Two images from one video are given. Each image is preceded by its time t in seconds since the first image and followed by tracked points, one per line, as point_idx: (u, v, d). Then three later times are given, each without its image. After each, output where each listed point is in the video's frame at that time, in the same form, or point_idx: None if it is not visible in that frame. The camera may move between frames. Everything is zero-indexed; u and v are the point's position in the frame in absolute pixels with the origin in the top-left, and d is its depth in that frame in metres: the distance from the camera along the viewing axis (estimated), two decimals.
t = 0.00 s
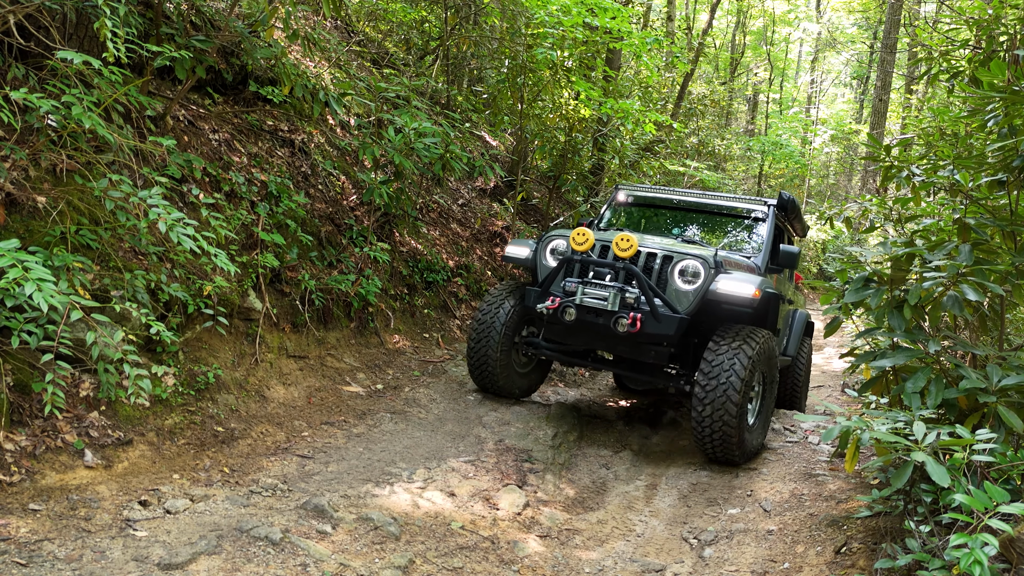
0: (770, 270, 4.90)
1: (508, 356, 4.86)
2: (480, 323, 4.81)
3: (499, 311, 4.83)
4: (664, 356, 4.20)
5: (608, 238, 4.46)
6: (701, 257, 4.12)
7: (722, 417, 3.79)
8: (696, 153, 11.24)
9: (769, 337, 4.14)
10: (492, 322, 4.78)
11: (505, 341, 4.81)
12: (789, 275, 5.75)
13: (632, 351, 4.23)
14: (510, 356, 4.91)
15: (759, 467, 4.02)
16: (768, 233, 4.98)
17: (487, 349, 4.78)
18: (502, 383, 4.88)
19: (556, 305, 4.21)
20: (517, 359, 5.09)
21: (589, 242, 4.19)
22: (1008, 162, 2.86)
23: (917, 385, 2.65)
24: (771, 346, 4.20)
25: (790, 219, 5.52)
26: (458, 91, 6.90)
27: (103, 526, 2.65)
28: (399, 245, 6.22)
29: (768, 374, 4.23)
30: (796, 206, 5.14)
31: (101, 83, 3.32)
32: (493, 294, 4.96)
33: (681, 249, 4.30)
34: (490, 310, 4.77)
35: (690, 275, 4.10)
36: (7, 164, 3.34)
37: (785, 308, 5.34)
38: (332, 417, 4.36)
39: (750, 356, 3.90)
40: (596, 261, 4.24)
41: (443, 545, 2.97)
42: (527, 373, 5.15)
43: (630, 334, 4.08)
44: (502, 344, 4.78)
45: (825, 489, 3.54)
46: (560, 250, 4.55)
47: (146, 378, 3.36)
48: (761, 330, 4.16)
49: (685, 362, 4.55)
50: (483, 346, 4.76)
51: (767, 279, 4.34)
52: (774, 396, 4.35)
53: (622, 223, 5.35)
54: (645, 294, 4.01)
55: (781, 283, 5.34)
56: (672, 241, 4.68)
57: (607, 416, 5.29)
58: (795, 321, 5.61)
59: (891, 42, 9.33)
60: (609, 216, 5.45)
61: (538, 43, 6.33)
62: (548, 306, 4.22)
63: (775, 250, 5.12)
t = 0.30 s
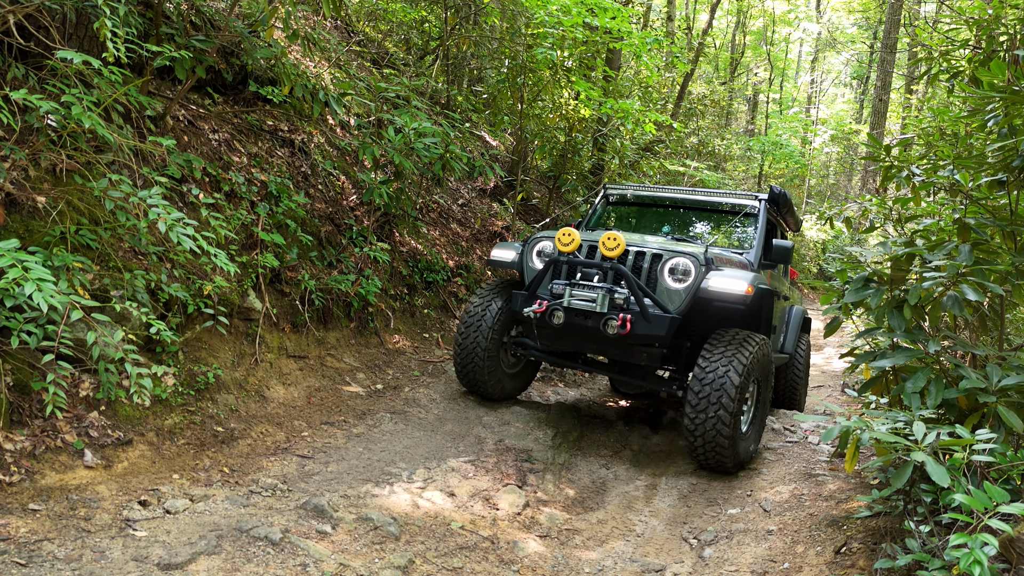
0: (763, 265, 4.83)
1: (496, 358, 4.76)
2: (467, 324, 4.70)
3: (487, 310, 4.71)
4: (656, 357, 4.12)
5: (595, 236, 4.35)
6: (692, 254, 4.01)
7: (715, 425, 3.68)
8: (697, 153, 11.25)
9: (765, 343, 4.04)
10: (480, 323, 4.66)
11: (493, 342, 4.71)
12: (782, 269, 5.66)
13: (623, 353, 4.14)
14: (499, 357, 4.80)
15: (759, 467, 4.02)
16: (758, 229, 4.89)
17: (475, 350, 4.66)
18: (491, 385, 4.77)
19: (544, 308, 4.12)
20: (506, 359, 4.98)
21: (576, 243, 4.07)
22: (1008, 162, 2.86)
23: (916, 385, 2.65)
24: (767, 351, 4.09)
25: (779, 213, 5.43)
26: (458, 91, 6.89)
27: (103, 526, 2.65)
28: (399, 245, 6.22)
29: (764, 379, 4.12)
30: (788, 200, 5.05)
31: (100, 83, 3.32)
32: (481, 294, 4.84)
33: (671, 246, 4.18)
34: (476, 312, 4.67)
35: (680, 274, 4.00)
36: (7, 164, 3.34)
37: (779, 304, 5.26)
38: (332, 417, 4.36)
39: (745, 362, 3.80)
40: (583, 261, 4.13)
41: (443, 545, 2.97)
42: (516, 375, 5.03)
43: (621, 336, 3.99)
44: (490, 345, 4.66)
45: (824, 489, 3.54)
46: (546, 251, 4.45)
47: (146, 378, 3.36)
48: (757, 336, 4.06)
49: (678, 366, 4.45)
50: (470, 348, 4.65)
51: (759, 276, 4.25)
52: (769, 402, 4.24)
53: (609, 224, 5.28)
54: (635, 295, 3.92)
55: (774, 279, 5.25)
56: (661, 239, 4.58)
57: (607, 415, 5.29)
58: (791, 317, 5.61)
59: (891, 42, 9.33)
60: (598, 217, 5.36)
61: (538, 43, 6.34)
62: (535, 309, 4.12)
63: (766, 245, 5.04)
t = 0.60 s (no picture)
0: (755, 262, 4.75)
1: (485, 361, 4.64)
2: (454, 327, 4.57)
3: (474, 312, 4.59)
4: (647, 359, 4.02)
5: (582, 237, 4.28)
6: (682, 253, 3.95)
7: (707, 433, 3.60)
8: (697, 153, 11.25)
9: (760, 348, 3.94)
10: (467, 325, 4.54)
11: (480, 345, 4.59)
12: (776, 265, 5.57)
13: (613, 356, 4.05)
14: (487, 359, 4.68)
15: (759, 467, 4.03)
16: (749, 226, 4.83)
17: (462, 354, 4.54)
18: (479, 389, 4.64)
19: (532, 310, 4.03)
20: (494, 360, 4.85)
21: (562, 245, 3.98)
22: (1008, 162, 2.86)
23: (916, 385, 2.65)
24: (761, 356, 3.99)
25: (771, 209, 5.35)
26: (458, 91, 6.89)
27: (102, 526, 2.65)
28: (399, 245, 6.22)
29: (758, 385, 4.03)
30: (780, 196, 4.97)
31: (100, 82, 3.32)
32: (468, 295, 4.71)
33: (660, 245, 4.11)
34: (463, 314, 4.56)
35: (670, 273, 3.93)
36: (7, 164, 3.34)
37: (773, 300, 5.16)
38: (332, 417, 4.36)
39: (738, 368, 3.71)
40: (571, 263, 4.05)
41: (442, 545, 2.97)
42: (504, 377, 4.89)
43: (611, 338, 3.90)
44: (478, 348, 4.54)
45: (824, 489, 3.54)
46: (534, 253, 4.40)
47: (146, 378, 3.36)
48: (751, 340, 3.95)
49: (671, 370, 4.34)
50: (458, 350, 4.53)
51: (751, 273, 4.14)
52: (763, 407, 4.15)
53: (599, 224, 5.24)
54: (624, 296, 3.84)
55: (768, 276, 5.18)
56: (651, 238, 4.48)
57: (607, 415, 5.28)
58: (787, 314, 5.55)
59: (892, 42, 9.33)
60: (588, 215, 5.34)
61: (538, 43, 6.35)
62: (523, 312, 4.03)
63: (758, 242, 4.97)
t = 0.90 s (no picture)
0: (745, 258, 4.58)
1: (465, 366, 4.47)
2: (433, 331, 4.43)
3: (453, 317, 4.43)
4: (632, 363, 3.80)
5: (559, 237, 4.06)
6: (665, 251, 3.73)
7: (695, 442, 3.43)
8: (697, 153, 11.26)
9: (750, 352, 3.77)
10: (447, 330, 4.39)
11: (460, 350, 4.41)
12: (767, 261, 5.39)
13: (596, 362, 3.83)
14: (468, 364, 4.52)
15: (759, 467, 4.03)
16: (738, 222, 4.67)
17: (442, 359, 4.38)
18: (460, 396, 4.50)
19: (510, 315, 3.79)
20: (476, 366, 4.70)
21: (540, 245, 3.74)
22: (1008, 162, 2.86)
23: (915, 385, 2.64)
24: (752, 360, 3.82)
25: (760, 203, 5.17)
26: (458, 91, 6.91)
27: (101, 527, 2.65)
28: (399, 245, 6.22)
29: (749, 390, 3.85)
30: (769, 188, 4.78)
31: (99, 82, 3.33)
32: (447, 298, 4.56)
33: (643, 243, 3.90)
34: (442, 318, 4.40)
35: (654, 272, 3.71)
36: (6, 164, 3.33)
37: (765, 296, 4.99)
38: (331, 417, 4.36)
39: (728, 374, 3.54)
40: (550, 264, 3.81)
41: (441, 545, 2.97)
42: (486, 384, 4.75)
43: (593, 342, 3.67)
44: (458, 353, 4.39)
45: (824, 489, 3.54)
46: (512, 255, 4.18)
47: (145, 378, 3.36)
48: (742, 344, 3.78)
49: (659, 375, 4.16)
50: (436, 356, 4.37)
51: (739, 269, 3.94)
52: (754, 413, 3.98)
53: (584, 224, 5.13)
54: (606, 298, 3.61)
55: (759, 272, 5.01)
56: (636, 237, 4.28)
57: (606, 415, 5.27)
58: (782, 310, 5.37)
59: (892, 42, 9.33)
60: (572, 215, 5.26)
61: (538, 43, 6.39)
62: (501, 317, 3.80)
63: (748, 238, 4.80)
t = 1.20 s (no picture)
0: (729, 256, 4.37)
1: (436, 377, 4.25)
2: (403, 339, 4.23)
3: (424, 325, 4.23)
4: (609, 373, 3.58)
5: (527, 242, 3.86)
6: (641, 252, 3.53)
7: (678, 452, 3.26)
8: (697, 153, 11.27)
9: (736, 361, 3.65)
10: (417, 338, 4.19)
11: (430, 360, 4.20)
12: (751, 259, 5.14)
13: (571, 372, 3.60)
14: (440, 373, 4.31)
15: (759, 467, 4.03)
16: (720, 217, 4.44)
17: (412, 368, 4.18)
18: (433, 406, 4.30)
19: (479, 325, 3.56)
20: (448, 375, 4.49)
21: (507, 250, 3.51)
22: (1008, 162, 2.86)
23: (915, 385, 2.64)
24: (737, 370, 3.69)
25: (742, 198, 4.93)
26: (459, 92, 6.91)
27: (100, 527, 2.65)
28: (399, 245, 6.22)
29: (733, 403, 3.69)
30: (750, 181, 4.53)
31: (99, 82, 3.32)
32: (418, 305, 4.37)
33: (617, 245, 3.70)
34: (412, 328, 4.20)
35: (630, 275, 3.51)
36: (6, 164, 3.33)
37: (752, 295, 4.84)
38: (330, 417, 4.36)
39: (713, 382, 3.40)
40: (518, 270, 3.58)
41: (441, 545, 2.97)
42: (458, 395, 4.54)
43: (567, 352, 3.44)
44: (429, 362, 4.19)
45: (823, 489, 3.54)
46: (480, 261, 3.97)
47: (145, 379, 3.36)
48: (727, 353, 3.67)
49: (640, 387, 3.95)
50: (406, 367, 4.16)
51: (720, 268, 3.73)
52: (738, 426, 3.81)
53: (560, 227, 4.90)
54: (579, 304, 3.38)
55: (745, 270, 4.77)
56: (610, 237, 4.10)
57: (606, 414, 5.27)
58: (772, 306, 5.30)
59: (892, 42, 9.33)
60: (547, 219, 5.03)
61: (538, 43, 6.39)
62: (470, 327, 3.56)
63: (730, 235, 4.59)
